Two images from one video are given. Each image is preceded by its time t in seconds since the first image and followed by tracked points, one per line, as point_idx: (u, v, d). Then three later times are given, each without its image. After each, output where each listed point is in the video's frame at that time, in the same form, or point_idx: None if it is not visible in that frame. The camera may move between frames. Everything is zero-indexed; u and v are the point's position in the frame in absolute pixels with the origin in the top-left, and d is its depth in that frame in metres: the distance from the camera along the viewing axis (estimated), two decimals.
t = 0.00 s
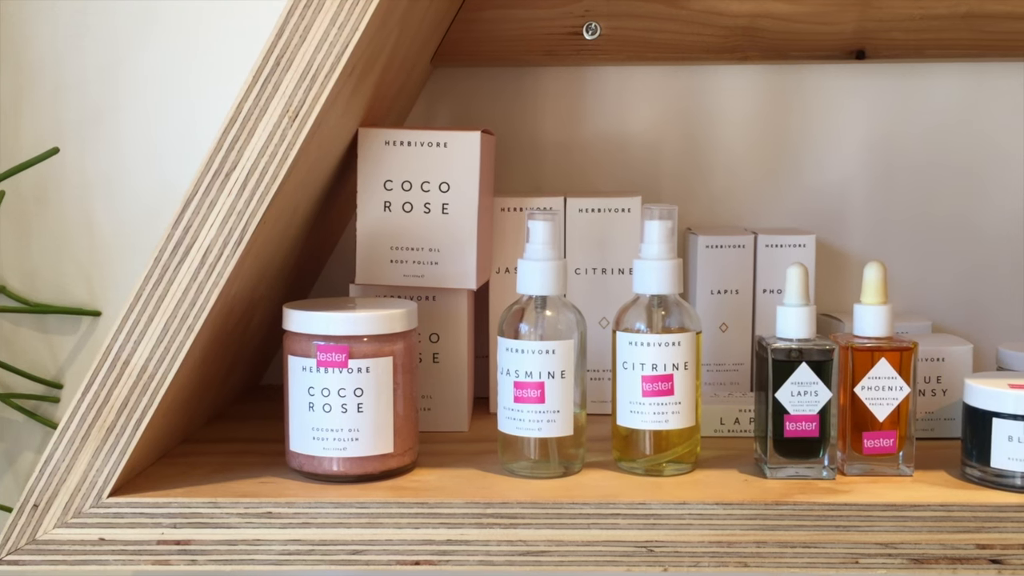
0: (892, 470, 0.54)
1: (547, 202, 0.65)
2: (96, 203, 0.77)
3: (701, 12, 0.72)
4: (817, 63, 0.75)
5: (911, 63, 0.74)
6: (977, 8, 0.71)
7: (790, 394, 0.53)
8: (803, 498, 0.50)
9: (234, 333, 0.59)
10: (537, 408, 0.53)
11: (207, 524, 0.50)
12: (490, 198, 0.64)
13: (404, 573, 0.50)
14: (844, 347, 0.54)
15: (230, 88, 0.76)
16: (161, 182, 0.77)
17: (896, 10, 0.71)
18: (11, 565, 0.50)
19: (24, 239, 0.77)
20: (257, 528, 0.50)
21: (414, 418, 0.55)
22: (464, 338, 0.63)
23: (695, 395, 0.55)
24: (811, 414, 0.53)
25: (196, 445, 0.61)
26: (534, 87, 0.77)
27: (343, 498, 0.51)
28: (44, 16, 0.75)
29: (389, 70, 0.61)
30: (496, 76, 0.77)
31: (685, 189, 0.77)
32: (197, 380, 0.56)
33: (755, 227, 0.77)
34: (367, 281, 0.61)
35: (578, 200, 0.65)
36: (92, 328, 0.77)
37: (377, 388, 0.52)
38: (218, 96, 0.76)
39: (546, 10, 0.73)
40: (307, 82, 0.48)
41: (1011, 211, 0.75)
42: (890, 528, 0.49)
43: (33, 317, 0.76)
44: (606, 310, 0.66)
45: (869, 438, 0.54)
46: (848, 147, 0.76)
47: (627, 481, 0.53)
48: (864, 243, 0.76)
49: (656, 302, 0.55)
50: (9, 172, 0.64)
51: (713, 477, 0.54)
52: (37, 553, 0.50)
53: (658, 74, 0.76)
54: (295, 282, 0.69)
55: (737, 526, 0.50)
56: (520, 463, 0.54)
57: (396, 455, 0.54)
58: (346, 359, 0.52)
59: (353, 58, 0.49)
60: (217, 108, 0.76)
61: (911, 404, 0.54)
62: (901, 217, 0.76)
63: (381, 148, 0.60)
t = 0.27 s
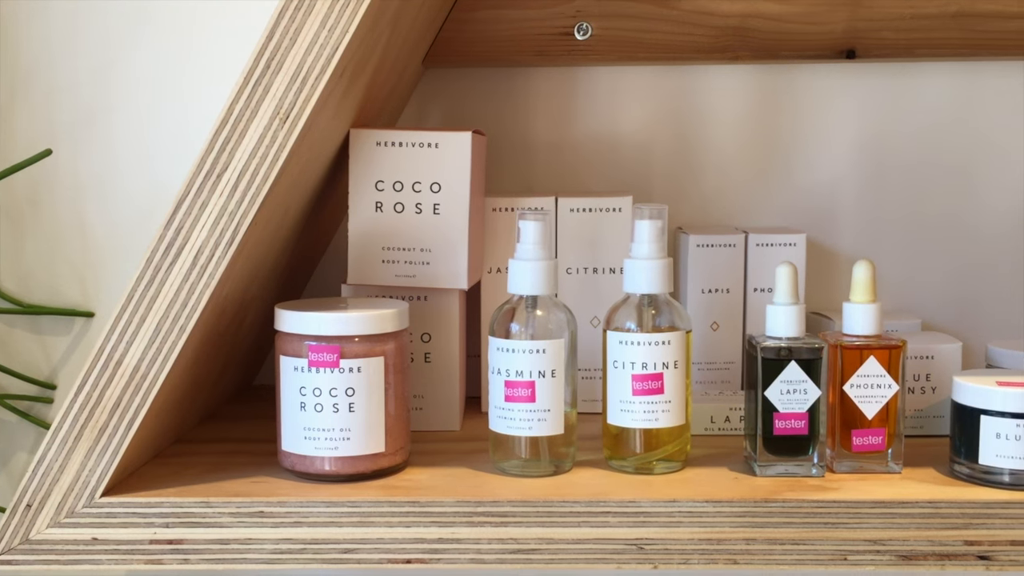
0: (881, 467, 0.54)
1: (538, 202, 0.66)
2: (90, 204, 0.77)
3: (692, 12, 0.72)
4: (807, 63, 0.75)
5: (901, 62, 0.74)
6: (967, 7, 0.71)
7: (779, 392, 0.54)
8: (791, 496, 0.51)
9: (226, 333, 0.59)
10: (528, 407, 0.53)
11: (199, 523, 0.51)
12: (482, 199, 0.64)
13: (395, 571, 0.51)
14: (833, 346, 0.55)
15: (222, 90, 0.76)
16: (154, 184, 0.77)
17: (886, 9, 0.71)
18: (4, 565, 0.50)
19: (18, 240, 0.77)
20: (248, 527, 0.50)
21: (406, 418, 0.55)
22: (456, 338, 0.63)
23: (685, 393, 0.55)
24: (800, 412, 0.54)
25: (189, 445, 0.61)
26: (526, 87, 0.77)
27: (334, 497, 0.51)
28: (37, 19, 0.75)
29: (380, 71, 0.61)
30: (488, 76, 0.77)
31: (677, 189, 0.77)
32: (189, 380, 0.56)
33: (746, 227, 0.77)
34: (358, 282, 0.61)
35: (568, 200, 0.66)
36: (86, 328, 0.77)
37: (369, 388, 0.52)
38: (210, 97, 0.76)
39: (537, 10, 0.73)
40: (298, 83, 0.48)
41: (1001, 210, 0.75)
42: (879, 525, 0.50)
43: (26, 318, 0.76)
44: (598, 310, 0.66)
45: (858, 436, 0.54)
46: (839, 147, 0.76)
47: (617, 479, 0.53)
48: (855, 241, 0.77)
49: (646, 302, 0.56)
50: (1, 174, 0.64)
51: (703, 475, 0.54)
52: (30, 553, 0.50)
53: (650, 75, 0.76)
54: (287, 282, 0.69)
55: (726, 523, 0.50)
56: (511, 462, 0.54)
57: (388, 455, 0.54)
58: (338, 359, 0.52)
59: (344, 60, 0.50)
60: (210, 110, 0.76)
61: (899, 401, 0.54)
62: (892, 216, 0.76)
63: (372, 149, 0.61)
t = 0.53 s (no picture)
0: (864, 464, 0.54)
1: (525, 201, 0.66)
2: (79, 204, 0.77)
3: (679, 12, 0.73)
4: (795, 63, 0.75)
5: (888, 61, 0.75)
6: (952, 6, 0.71)
7: (763, 390, 0.54)
8: (775, 493, 0.51)
9: (213, 333, 0.59)
10: (513, 406, 0.53)
11: (185, 523, 0.51)
12: (469, 198, 0.65)
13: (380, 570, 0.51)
14: (818, 343, 0.55)
15: (211, 90, 0.76)
16: (143, 184, 0.77)
17: (872, 9, 0.72)
18: None
19: (7, 241, 0.77)
20: (234, 526, 0.51)
21: (392, 417, 0.56)
22: (443, 337, 0.64)
23: (670, 391, 0.55)
24: (784, 409, 0.54)
25: (177, 445, 0.62)
26: (514, 88, 0.77)
27: (320, 496, 0.51)
28: (25, 20, 0.75)
29: (368, 72, 0.61)
30: (477, 77, 0.77)
31: (665, 188, 0.77)
32: (176, 380, 0.56)
33: (734, 226, 0.77)
34: (345, 281, 0.62)
35: (555, 199, 0.66)
36: (75, 329, 0.77)
37: (354, 387, 0.53)
38: (199, 98, 0.76)
39: (525, 10, 0.73)
40: (284, 84, 0.48)
41: (987, 209, 0.76)
42: (861, 522, 0.50)
43: (15, 319, 0.76)
44: (584, 309, 0.67)
45: (842, 433, 0.54)
46: (826, 146, 0.76)
47: (602, 477, 0.54)
48: (842, 240, 0.77)
49: (631, 300, 0.56)
50: None
51: (687, 472, 0.54)
52: (17, 552, 0.50)
53: (638, 74, 0.77)
54: (276, 282, 0.69)
55: (710, 520, 0.50)
56: (497, 460, 0.55)
57: (374, 454, 0.54)
58: (323, 359, 0.52)
59: (330, 61, 0.50)
60: (199, 111, 0.76)
61: (882, 398, 0.55)
62: (879, 215, 0.76)
63: (359, 150, 0.61)
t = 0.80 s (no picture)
0: (843, 463, 0.55)
1: (508, 201, 0.66)
2: (65, 205, 0.77)
3: (662, 13, 0.73)
4: (778, 62, 0.75)
5: (871, 61, 0.75)
6: (934, 6, 0.71)
7: (741, 388, 0.54)
8: (751, 491, 0.51)
9: (195, 333, 0.59)
10: (492, 405, 0.54)
11: (164, 523, 0.51)
12: (451, 198, 0.65)
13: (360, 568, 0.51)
14: (795, 342, 0.55)
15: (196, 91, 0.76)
16: (127, 185, 0.77)
17: (855, 8, 0.72)
18: None
19: None
20: (213, 526, 0.51)
21: (372, 417, 0.56)
22: (426, 337, 0.64)
23: (649, 390, 0.55)
24: (761, 408, 0.54)
25: (159, 445, 0.62)
26: (498, 87, 0.77)
27: (298, 496, 0.51)
28: (9, 21, 0.76)
29: (348, 72, 0.62)
30: (461, 77, 0.78)
31: (649, 188, 0.78)
32: (156, 380, 0.56)
33: (719, 226, 0.77)
34: (327, 281, 0.62)
35: (538, 199, 0.66)
36: (62, 329, 0.77)
37: (333, 387, 0.53)
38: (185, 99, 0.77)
39: (508, 11, 0.74)
40: (259, 84, 0.49)
41: (970, 208, 0.76)
42: (837, 519, 0.50)
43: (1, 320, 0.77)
44: (567, 308, 0.67)
45: (819, 432, 0.55)
46: (810, 145, 0.76)
47: (580, 475, 0.54)
48: (826, 239, 0.77)
49: (611, 299, 0.56)
50: None
51: (666, 471, 0.55)
52: None
53: (622, 74, 0.77)
54: (261, 283, 0.70)
55: (687, 518, 0.50)
56: (476, 459, 0.55)
57: (354, 453, 0.54)
58: (302, 359, 0.52)
59: (305, 60, 0.50)
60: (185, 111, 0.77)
61: (859, 396, 0.55)
62: (863, 213, 0.77)
63: (340, 150, 0.61)
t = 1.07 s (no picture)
0: (820, 462, 0.55)
1: (489, 202, 0.66)
2: (50, 206, 0.77)
3: (644, 13, 0.73)
4: (761, 63, 0.76)
5: (853, 61, 0.75)
6: (915, 6, 0.72)
7: (717, 388, 0.54)
8: (726, 490, 0.51)
9: (175, 334, 0.60)
10: (468, 405, 0.54)
11: (140, 523, 0.51)
12: (432, 198, 0.65)
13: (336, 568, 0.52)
14: (772, 341, 0.56)
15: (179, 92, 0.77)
16: (112, 186, 0.77)
17: (836, 9, 0.72)
18: None
19: None
20: (189, 527, 0.51)
21: (350, 417, 0.56)
22: (407, 337, 0.64)
23: (625, 389, 0.56)
24: (737, 407, 0.54)
25: (140, 446, 0.62)
26: (482, 88, 0.78)
27: (274, 496, 0.51)
28: None
29: (326, 73, 0.62)
30: (445, 78, 0.78)
31: (633, 188, 0.78)
32: (135, 381, 0.56)
33: (702, 226, 0.78)
34: (307, 282, 0.62)
35: (520, 199, 0.66)
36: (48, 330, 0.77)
37: (309, 387, 0.53)
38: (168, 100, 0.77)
39: (490, 12, 0.74)
40: (232, 86, 0.49)
41: (954, 208, 0.76)
42: (811, 519, 0.50)
43: None
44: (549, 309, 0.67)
45: (796, 431, 0.55)
46: (793, 146, 0.77)
47: (557, 475, 0.54)
48: (811, 239, 0.77)
49: (588, 300, 0.56)
50: None
51: (643, 470, 0.55)
52: None
53: (606, 75, 0.77)
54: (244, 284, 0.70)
55: (662, 518, 0.50)
56: (453, 459, 0.55)
57: (331, 453, 0.54)
58: (278, 359, 0.52)
59: (278, 62, 0.50)
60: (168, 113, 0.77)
61: (836, 396, 0.55)
62: (846, 213, 0.77)
63: (319, 151, 0.61)
